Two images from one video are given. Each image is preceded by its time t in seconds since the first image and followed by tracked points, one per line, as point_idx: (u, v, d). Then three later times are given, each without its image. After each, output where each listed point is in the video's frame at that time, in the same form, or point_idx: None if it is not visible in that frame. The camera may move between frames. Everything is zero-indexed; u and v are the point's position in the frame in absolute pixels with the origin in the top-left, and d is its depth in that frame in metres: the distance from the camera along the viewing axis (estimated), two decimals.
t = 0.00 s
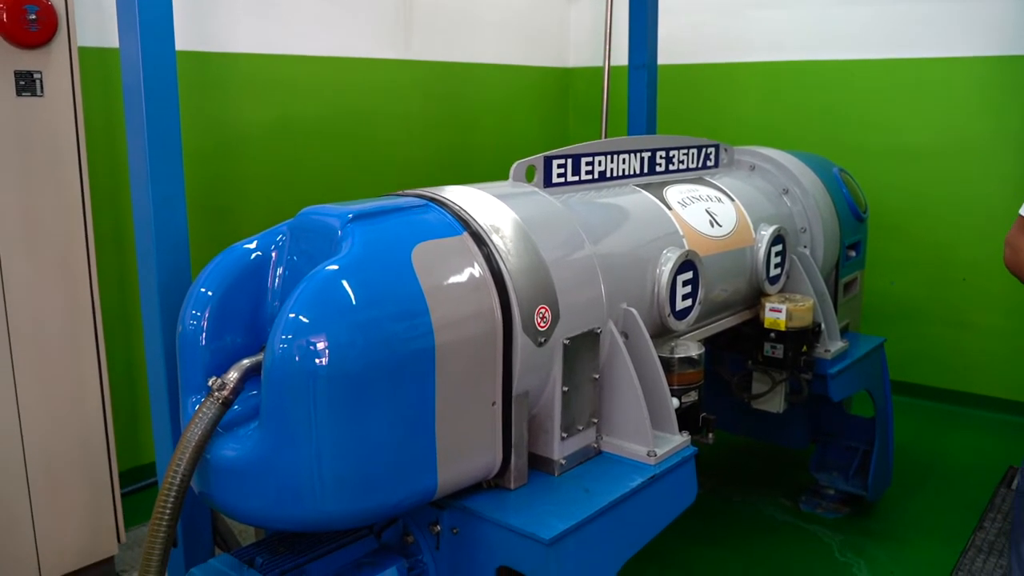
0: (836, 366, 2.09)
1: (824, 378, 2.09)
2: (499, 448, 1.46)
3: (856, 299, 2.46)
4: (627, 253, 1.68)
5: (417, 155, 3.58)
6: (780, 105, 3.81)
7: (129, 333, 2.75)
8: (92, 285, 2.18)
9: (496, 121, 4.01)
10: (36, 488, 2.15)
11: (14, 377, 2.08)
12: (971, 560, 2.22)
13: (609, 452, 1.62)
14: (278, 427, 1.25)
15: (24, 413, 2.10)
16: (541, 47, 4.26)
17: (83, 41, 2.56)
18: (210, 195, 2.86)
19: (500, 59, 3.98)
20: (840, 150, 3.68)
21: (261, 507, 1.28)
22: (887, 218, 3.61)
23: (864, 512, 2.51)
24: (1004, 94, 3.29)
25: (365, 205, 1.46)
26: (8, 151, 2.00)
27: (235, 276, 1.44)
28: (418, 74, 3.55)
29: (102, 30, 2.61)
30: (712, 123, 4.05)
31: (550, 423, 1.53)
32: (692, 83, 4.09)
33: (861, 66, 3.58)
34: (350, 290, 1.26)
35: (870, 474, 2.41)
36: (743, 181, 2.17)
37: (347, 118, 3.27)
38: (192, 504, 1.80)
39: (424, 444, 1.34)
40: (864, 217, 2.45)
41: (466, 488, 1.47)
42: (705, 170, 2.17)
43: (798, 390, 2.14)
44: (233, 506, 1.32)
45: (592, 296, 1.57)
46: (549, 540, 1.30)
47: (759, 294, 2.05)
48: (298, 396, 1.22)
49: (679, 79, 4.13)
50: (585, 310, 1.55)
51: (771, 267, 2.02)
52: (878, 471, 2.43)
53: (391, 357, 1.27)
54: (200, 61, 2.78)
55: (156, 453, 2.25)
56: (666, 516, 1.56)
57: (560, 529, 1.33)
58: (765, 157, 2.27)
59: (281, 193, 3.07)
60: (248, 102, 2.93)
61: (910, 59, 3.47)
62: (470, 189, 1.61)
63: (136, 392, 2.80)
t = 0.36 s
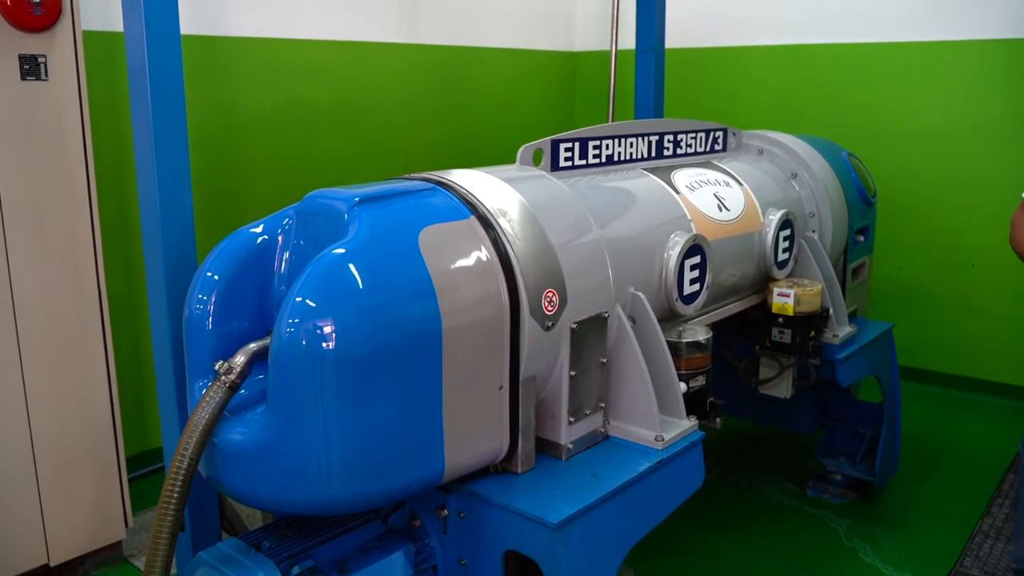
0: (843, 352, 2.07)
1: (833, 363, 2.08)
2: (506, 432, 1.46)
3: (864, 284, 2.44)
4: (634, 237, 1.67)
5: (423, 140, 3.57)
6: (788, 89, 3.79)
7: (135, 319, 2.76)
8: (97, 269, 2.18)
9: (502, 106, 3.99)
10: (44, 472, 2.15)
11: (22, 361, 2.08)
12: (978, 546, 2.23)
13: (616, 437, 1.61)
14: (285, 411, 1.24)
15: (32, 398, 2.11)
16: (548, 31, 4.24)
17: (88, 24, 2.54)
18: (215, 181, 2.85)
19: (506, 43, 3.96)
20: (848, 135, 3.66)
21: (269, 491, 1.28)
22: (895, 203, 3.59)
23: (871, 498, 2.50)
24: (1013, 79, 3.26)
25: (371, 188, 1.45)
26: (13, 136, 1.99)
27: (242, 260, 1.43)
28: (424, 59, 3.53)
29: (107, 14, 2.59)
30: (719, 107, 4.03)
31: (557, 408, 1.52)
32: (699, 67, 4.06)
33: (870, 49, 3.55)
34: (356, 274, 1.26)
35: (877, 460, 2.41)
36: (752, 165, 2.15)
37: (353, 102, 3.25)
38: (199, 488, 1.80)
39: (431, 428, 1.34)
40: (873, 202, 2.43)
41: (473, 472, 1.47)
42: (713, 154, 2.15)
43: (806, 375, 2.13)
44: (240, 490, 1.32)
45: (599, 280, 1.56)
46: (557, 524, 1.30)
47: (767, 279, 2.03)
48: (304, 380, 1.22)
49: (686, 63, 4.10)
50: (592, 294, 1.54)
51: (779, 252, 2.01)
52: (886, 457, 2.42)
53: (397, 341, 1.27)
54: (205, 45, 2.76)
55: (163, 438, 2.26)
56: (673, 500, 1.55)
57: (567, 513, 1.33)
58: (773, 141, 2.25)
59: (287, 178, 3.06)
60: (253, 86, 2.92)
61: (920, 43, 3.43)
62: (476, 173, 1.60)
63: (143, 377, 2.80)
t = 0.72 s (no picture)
0: (848, 337, 2.07)
1: (836, 349, 2.07)
2: (510, 417, 1.46)
3: (869, 271, 2.43)
4: (638, 222, 1.66)
5: (425, 125, 3.56)
6: (793, 74, 3.76)
7: (138, 305, 2.76)
8: (99, 255, 2.18)
9: (505, 91, 3.97)
10: (48, 458, 2.16)
11: (25, 348, 2.08)
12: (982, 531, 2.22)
13: (620, 422, 1.61)
14: (289, 396, 1.25)
15: (35, 385, 2.11)
16: (551, 15, 4.21)
17: (88, 9, 2.53)
18: (217, 167, 2.84)
19: (509, 28, 3.93)
20: (853, 121, 3.64)
21: (273, 476, 1.29)
22: (900, 189, 3.57)
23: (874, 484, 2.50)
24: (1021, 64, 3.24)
25: (374, 173, 1.45)
26: (14, 121, 1.98)
27: (245, 245, 1.43)
28: (426, 43, 3.51)
29: None
30: (723, 93, 4.01)
31: (561, 393, 1.52)
32: (703, 51, 4.04)
33: (876, 33, 3.52)
34: (360, 259, 1.26)
35: (880, 446, 2.40)
36: (756, 151, 2.14)
37: (355, 88, 3.24)
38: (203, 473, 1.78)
39: (435, 412, 1.35)
40: (878, 187, 2.41)
41: (477, 457, 1.47)
42: (717, 139, 2.14)
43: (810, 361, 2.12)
44: (245, 475, 1.32)
45: (603, 265, 1.56)
46: (561, 509, 1.30)
47: (771, 265, 2.03)
48: (308, 365, 1.22)
49: (690, 47, 4.08)
50: (596, 280, 1.54)
51: (783, 237, 2.00)
52: (890, 443, 2.41)
53: (401, 326, 1.27)
54: (206, 30, 2.74)
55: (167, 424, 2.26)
56: (677, 485, 1.55)
57: (571, 498, 1.33)
58: (778, 126, 2.24)
59: (289, 164, 3.05)
60: (254, 71, 2.90)
61: (926, 27, 3.41)
62: (480, 157, 1.59)
63: (146, 363, 2.80)
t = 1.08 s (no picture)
0: (852, 329, 2.04)
1: (841, 340, 2.04)
2: (513, 408, 1.46)
3: (873, 261, 2.42)
4: (641, 213, 1.66)
5: (428, 117, 3.55)
6: (797, 64, 3.75)
7: (140, 297, 2.76)
8: (102, 246, 2.18)
9: (508, 81, 3.96)
10: (52, 449, 2.16)
11: (27, 339, 2.08)
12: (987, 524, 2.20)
13: (624, 413, 1.60)
14: (293, 387, 1.25)
15: (38, 376, 2.11)
16: (553, 5, 4.19)
17: None
18: (219, 158, 2.84)
19: (511, 18, 3.92)
20: (857, 111, 3.63)
21: (277, 467, 1.29)
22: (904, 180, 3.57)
23: (878, 475, 2.50)
24: None
25: (377, 164, 1.45)
26: (16, 112, 1.98)
27: (249, 235, 1.43)
28: (428, 34, 3.49)
29: None
30: (727, 83, 3.99)
31: (564, 384, 1.52)
32: (706, 41, 4.02)
33: (881, 23, 3.51)
34: (364, 250, 1.26)
35: (884, 435, 2.41)
36: (760, 141, 2.13)
37: (358, 78, 3.23)
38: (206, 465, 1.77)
39: (439, 403, 1.35)
40: (882, 177, 2.40)
41: (481, 448, 1.47)
42: (721, 130, 2.13)
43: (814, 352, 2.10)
44: (249, 465, 1.33)
45: (607, 255, 1.55)
46: (565, 500, 1.30)
47: (775, 255, 2.02)
48: (313, 356, 1.23)
49: (694, 37, 4.06)
50: (599, 270, 1.54)
51: (787, 228, 1.99)
52: (894, 435, 2.41)
53: (405, 316, 1.28)
54: (208, 20, 2.73)
55: (170, 415, 2.27)
56: (681, 476, 1.55)
57: (575, 489, 1.33)
58: (782, 116, 2.23)
59: (291, 155, 3.05)
60: (257, 62, 2.89)
61: (931, 17, 3.39)
62: (483, 148, 1.59)
63: (148, 354, 2.80)
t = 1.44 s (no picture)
0: (858, 326, 2.03)
1: (847, 337, 2.03)
2: (518, 405, 1.45)
3: (879, 258, 2.40)
4: (647, 208, 1.65)
5: (431, 113, 3.53)
6: (802, 59, 3.73)
7: (142, 294, 2.75)
8: (103, 243, 2.17)
9: (511, 77, 3.94)
10: (54, 446, 2.15)
11: (29, 337, 2.07)
12: (993, 521, 2.18)
13: (629, 411, 1.59)
14: (296, 385, 1.24)
15: (40, 372, 2.10)
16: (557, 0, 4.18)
17: None
18: (222, 154, 2.83)
19: (515, 13, 3.90)
20: (862, 106, 3.61)
21: (280, 466, 1.28)
22: (909, 176, 3.55)
23: (885, 474, 2.48)
24: None
25: (381, 160, 1.44)
26: (18, 108, 1.96)
27: (251, 232, 1.42)
28: (431, 30, 3.48)
29: None
30: (732, 78, 3.97)
31: (569, 382, 1.51)
32: (711, 36, 4.00)
33: (887, 17, 3.49)
34: (367, 246, 1.25)
35: (891, 434, 2.38)
36: (766, 136, 2.12)
37: (361, 74, 3.22)
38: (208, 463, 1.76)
39: (443, 400, 1.34)
40: (889, 173, 2.38)
41: (485, 446, 1.46)
42: (726, 125, 2.11)
43: (820, 349, 2.07)
44: (251, 463, 1.32)
45: (612, 251, 1.54)
46: (570, 498, 1.29)
47: (781, 252, 2.00)
48: (315, 353, 1.22)
49: (699, 32, 4.04)
50: (604, 267, 1.52)
51: (793, 224, 1.97)
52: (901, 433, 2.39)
53: (408, 313, 1.27)
54: (211, 16, 2.72)
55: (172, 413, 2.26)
56: (686, 474, 1.54)
57: (580, 488, 1.32)
58: (787, 112, 2.21)
59: (294, 151, 3.04)
60: (259, 58, 2.88)
61: (937, 11, 3.37)
62: (487, 143, 1.58)
63: (150, 351, 2.80)
